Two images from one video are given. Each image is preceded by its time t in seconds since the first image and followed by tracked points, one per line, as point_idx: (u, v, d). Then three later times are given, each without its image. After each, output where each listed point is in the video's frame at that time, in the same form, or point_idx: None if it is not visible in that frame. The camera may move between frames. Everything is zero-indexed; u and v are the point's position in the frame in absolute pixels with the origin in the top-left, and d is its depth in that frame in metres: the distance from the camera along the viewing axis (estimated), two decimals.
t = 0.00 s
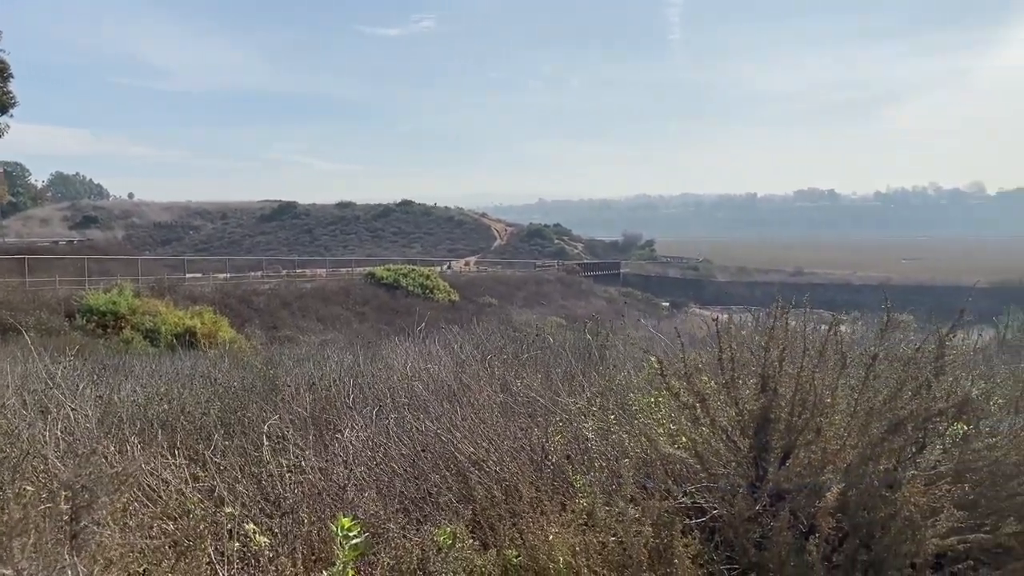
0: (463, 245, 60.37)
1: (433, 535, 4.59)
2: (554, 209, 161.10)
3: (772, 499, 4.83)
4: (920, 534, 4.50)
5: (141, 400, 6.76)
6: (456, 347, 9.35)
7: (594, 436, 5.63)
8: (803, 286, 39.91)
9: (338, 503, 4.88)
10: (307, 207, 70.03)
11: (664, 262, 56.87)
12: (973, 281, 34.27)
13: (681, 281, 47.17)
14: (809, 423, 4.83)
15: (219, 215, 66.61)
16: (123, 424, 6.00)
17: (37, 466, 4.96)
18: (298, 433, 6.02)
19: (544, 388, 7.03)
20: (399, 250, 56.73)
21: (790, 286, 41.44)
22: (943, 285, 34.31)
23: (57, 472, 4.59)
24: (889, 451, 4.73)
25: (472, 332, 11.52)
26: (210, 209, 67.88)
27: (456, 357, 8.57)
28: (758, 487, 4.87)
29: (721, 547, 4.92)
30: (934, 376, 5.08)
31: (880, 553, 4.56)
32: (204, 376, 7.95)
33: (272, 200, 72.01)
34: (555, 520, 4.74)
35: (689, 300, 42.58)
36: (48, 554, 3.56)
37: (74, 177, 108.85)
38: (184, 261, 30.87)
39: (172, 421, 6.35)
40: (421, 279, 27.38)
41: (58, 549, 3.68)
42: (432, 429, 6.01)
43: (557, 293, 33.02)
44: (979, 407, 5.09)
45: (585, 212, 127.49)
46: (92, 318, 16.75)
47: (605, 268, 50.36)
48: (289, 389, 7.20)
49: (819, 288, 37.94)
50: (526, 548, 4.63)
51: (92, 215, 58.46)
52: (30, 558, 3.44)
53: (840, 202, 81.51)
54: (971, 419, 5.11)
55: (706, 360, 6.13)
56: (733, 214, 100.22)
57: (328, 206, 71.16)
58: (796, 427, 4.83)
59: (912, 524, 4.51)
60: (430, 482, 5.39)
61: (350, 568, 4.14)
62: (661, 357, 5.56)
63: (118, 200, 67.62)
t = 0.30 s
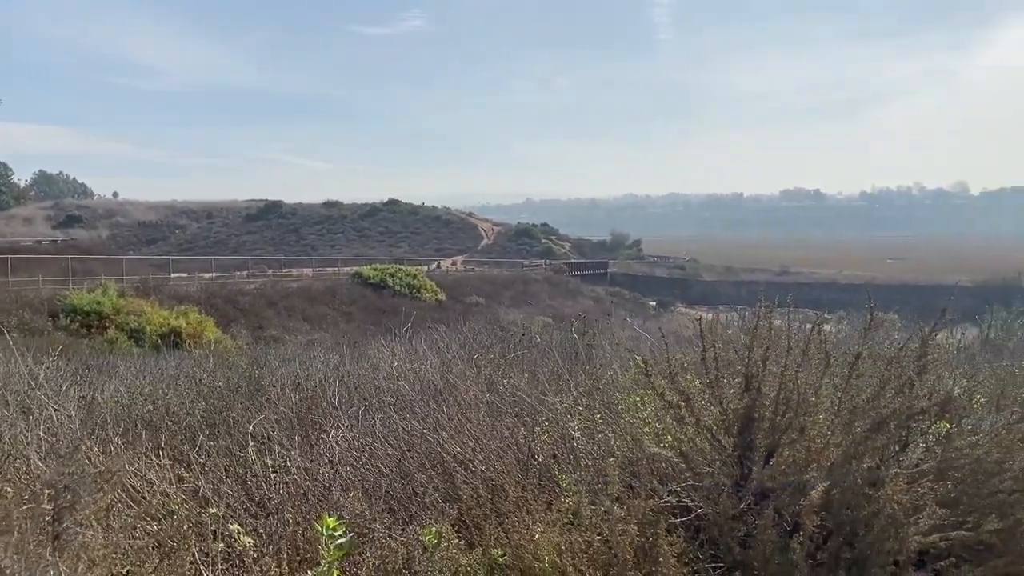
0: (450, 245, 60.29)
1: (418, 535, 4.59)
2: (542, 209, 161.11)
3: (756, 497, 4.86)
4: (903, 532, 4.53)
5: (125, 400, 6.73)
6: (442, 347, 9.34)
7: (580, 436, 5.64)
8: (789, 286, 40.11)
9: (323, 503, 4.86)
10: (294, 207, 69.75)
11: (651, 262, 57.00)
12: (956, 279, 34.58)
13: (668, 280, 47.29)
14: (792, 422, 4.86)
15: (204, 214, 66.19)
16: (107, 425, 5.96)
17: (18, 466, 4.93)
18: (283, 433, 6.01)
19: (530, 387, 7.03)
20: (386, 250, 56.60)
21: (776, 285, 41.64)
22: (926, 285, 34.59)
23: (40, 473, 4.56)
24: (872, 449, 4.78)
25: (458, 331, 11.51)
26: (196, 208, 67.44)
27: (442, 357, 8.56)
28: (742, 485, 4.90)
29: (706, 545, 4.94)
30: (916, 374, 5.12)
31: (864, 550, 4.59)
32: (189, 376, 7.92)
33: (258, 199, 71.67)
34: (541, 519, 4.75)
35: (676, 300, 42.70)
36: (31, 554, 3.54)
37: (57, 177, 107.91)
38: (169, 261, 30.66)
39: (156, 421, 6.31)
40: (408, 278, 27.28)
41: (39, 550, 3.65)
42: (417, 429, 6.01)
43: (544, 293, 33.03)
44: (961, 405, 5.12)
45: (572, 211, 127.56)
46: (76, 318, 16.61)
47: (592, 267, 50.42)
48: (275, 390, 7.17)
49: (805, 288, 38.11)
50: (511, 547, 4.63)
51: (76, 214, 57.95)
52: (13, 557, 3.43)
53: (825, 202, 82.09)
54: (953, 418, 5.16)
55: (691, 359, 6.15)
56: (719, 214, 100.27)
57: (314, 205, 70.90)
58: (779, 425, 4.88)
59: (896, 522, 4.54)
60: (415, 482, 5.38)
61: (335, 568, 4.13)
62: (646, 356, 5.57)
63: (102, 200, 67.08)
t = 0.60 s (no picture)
0: (438, 244, 60.23)
1: (404, 535, 4.58)
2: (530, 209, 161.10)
3: (742, 495, 4.89)
4: (886, 530, 4.57)
5: (109, 400, 6.69)
6: (429, 346, 9.34)
7: (566, 435, 5.65)
8: (774, 286, 40.37)
9: (309, 502, 4.84)
10: (280, 206, 69.44)
11: (637, 261, 57.18)
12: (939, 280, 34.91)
13: (655, 280, 47.44)
14: (776, 420, 4.90)
15: (190, 213, 65.77)
16: (90, 425, 5.91)
17: None
18: (269, 433, 5.98)
19: (516, 387, 7.04)
20: (373, 249, 56.46)
21: (763, 285, 41.88)
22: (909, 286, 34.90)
23: (22, 475, 4.52)
24: (857, 447, 4.82)
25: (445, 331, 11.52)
26: (181, 207, 67.00)
27: (429, 357, 8.55)
28: (728, 484, 4.93)
29: (692, 544, 4.95)
30: (899, 373, 5.17)
31: (848, 548, 4.61)
32: (174, 376, 7.88)
33: (244, 197, 71.31)
34: (527, 518, 4.76)
35: (663, 299, 42.85)
36: (13, 556, 3.51)
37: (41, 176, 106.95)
38: (155, 261, 30.46)
39: (141, 422, 6.27)
40: (396, 279, 27.17)
41: (21, 551, 3.62)
42: (404, 428, 6.00)
43: (531, 292, 33.08)
44: (944, 404, 5.16)
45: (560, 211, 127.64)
46: (60, 318, 16.49)
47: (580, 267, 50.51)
48: (260, 390, 7.14)
49: (790, 287, 38.35)
50: (498, 547, 4.63)
51: (59, 213, 57.43)
52: None
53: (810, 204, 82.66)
54: (935, 416, 5.20)
55: (677, 359, 6.17)
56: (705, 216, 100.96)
57: (301, 204, 70.61)
58: (765, 424, 4.92)
59: (879, 520, 4.57)
60: (401, 482, 5.37)
61: (320, 568, 4.11)
62: (632, 356, 5.60)
63: (86, 199, 66.53)
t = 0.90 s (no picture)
0: (425, 243, 60.14)
1: (388, 536, 4.57)
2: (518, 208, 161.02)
3: (726, 494, 4.91)
4: (870, 528, 4.60)
5: (93, 402, 6.64)
6: (415, 346, 9.33)
7: (552, 434, 5.65)
8: (760, 285, 40.54)
9: (294, 503, 4.81)
10: (266, 205, 69.11)
11: (624, 261, 57.32)
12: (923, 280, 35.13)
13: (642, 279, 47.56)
14: (760, 419, 4.94)
15: (175, 212, 65.36)
16: (73, 426, 5.88)
17: None
18: (253, 434, 5.95)
19: (503, 387, 7.04)
20: (360, 249, 56.29)
21: (749, 284, 42.03)
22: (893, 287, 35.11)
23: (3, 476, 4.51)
24: (840, 446, 4.85)
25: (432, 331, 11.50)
26: (166, 207, 66.56)
27: (415, 356, 8.54)
28: (712, 483, 4.95)
29: (676, 543, 4.97)
30: (883, 372, 5.19)
31: (831, 547, 4.63)
32: (159, 377, 7.84)
33: (230, 197, 70.98)
34: (511, 518, 4.76)
35: (650, 299, 42.94)
36: None
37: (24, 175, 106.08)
38: (139, 260, 30.27)
39: (124, 422, 6.24)
40: (382, 278, 27.02)
41: None
42: (390, 429, 5.98)
43: (518, 292, 33.08)
44: (926, 403, 5.20)
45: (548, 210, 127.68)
46: (43, 318, 16.37)
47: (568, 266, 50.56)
48: (245, 390, 7.11)
49: (776, 286, 38.50)
50: (482, 547, 4.62)
51: (43, 212, 56.94)
52: None
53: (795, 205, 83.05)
54: (920, 415, 5.22)
55: (662, 358, 6.19)
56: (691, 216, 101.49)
57: (287, 203, 70.36)
58: (749, 422, 4.95)
59: (861, 518, 4.60)
60: (387, 482, 5.36)
61: (303, 569, 4.10)
62: (616, 355, 5.61)
63: (70, 198, 66.01)
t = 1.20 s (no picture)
0: (413, 243, 60.07)
1: (373, 536, 4.55)
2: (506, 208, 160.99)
3: (711, 493, 4.93)
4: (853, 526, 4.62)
5: (76, 402, 6.60)
6: (401, 345, 9.31)
7: (538, 433, 5.66)
8: (746, 285, 40.74)
9: (278, 503, 4.79)
10: (252, 205, 68.70)
11: (611, 261, 57.47)
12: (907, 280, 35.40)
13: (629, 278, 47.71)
14: (745, 418, 4.97)
15: (160, 212, 64.93)
16: (55, 427, 5.84)
17: None
18: (239, 434, 5.93)
19: (489, 387, 7.05)
20: (347, 249, 56.04)
21: (735, 284, 42.25)
22: (878, 287, 35.35)
23: None
24: (825, 445, 4.88)
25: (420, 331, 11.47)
26: (151, 207, 66.11)
27: (401, 356, 8.53)
28: (698, 481, 4.97)
29: (662, 542, 4.98)
30: (866, 371, 5.22)
31: (815, 545, 4.65)
32: (143, 377, 7.80)
33: (216, 196, 70.62)
34: (497, 516, 4.76)
35: (637, 298, 42.97)
36: None
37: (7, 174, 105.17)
38: (124, 260, 30.05)
39: (107, 423, 6.19)
40: (369, 278, 26.98)
41: None
42: (377, 428, 5.97)
43: (506, 291, 33.10)
44: (910, 402, 5.23)
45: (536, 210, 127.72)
46: (26, 318, 16.19)
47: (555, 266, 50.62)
48: (230, 390, 7.09)
49: (762, 286, 38.69)
50: (468, 547, 4.62)
51: (25, 212, 56.40)
52: None
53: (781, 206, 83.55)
54: (903, 414, 5.25)
55: (647, 358, 6.20)
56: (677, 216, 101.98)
57: (273, 202, 70.09)
58: (734, 421, 4.97)
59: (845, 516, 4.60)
60: (372, 482, 5.35)
61: (287, 569, 4.09)
62: (602, 355, 5.62)
63: (53, 198, 65.46)
